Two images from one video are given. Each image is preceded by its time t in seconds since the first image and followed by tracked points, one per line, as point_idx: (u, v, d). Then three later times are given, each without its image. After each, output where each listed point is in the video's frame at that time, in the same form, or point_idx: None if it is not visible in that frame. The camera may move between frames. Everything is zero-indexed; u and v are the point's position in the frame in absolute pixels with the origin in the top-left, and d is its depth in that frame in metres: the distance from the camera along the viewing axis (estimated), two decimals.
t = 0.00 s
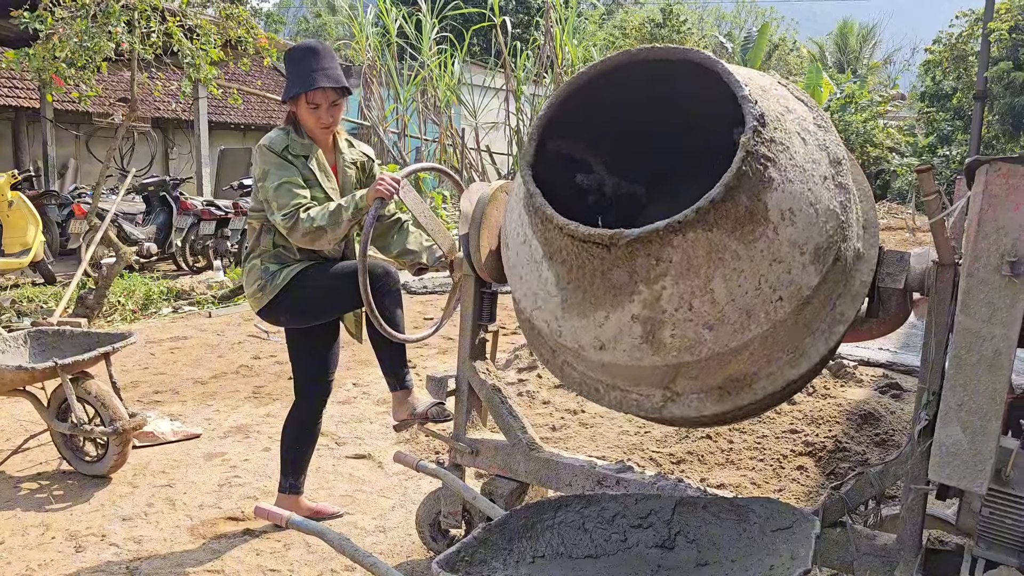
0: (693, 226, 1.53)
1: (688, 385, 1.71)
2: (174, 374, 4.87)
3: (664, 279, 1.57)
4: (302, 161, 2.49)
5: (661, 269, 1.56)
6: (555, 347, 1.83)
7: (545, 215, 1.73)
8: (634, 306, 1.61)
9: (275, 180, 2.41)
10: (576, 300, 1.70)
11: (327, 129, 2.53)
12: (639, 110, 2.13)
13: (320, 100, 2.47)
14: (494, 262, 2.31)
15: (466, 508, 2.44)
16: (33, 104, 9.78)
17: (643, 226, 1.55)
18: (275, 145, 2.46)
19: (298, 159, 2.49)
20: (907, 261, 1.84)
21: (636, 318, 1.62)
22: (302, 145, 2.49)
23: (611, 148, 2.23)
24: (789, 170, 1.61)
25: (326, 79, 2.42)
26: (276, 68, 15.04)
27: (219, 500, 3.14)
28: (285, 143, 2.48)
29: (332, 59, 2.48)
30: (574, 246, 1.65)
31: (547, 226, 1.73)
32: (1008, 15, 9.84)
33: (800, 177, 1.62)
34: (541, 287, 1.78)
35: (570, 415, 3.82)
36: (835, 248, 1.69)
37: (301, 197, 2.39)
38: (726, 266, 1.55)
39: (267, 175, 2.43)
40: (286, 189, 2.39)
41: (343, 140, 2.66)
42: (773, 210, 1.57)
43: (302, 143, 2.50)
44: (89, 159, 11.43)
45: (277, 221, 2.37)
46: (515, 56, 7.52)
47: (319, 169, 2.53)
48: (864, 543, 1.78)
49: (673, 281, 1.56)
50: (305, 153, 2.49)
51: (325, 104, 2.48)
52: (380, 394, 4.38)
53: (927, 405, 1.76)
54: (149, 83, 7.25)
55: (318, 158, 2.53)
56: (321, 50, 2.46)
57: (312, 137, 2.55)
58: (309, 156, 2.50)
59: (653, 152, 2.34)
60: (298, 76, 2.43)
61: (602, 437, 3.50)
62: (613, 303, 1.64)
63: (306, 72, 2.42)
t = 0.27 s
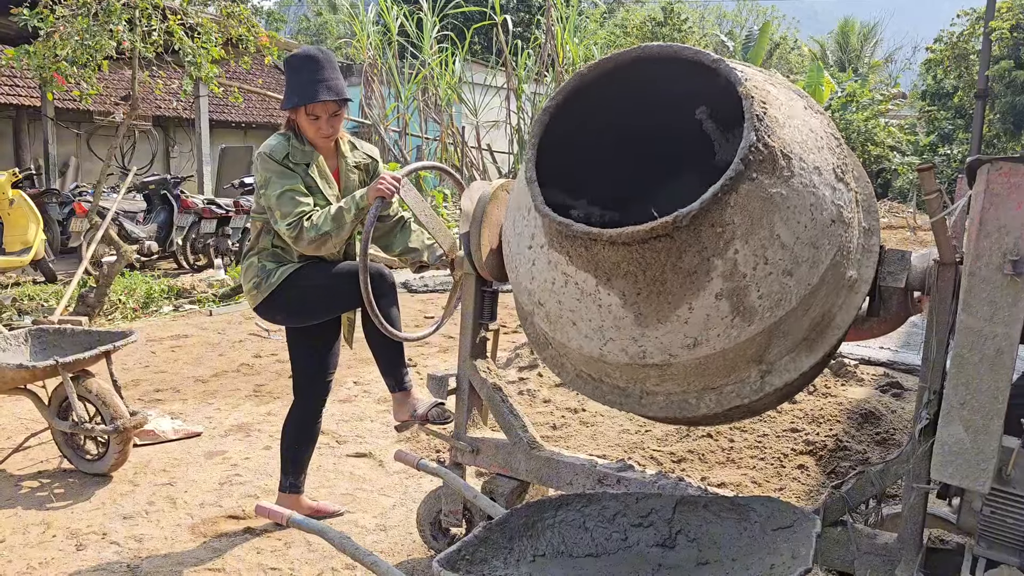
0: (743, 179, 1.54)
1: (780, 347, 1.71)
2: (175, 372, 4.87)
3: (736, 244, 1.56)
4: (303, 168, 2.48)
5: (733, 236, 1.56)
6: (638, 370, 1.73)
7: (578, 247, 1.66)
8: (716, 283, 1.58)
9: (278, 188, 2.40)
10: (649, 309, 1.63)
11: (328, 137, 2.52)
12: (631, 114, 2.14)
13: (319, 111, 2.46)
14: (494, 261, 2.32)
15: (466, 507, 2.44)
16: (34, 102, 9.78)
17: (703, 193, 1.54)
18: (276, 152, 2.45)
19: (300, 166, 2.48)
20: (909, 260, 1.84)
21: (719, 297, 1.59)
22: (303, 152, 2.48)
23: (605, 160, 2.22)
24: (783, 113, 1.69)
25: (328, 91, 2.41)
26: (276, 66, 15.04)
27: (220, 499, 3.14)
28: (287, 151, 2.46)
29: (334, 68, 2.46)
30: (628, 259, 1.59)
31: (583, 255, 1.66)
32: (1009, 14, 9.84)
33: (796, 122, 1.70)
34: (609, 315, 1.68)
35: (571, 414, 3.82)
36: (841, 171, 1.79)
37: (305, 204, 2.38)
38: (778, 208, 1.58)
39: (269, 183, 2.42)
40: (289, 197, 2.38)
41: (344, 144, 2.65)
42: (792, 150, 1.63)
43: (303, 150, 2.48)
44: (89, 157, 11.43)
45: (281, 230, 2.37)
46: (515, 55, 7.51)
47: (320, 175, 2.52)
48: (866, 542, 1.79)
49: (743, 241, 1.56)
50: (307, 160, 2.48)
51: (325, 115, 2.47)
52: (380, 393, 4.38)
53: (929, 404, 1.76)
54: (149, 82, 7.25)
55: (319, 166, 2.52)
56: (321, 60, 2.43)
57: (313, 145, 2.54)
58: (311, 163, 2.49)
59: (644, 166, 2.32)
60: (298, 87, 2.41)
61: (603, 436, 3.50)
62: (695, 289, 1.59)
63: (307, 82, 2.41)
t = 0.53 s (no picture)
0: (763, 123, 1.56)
1: (842, 276, 1.75)
2: (176, 370, 4.87)
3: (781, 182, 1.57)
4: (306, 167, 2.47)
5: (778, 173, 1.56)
6: (735, 353, 1.64)
7: (634, 254, 1.56)
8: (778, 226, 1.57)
9: (281, 187, 2.39)
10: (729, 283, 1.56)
11: (335, 137, 2.52)
12: (624, 113, 2.13)
13: (333, 113, 2.46)
14: (495, 259, 2.32)
15: (467, 505, 2.44)
16: (34, 99, 9.77)
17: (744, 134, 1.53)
18: (280, 149, 2.43)
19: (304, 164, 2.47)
20: (910, 258, 1.84)
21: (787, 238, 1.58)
22: (308, 151, 2.47)
23: (601, 176, 2.19)
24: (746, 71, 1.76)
25: (343, 93, 2.42)
26: (277, 64, 15.03)
27: (221, 496, 3.14)
28: (291, 148, 2.45)
29: (346, 69, 2.46)
30: (700, 236, 1.52)
31: (648, 257, 1.55)
32: (1009, 12, 9.83)
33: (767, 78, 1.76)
34: (697, 306, 1.58)
35: (571, 412, 3.82)
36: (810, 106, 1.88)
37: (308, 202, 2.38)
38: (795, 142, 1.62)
39: (271, 181, 2.41)
40: (292, 194, 2.38)
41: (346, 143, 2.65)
42: (776, 94, 1.69)
43: (308, 149, 2.48)
44: (90, 155, 11.43)
45: (283, 228, 2.36)
46: (516, 52, 7.50)
47: (324, 173, 2.52)
48: (867, 540, 1.79)
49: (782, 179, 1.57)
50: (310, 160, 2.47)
51: (337, 116, 2.47)
52: (381, 391, 4.38)
53: (930, 402, 1.76)
54: (149, 79, 7.25)
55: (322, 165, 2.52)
56: (337, 61, 2.43)
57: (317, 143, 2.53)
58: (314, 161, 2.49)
59: (635, 182, 2.31)
60: (314, 87, 2.40)
61: (603, 434, 3.50)
62: (770, 235, 1.56)
63: (320, 82, 2.40)
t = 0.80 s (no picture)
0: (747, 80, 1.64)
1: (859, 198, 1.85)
2: (175, 368, 4.87)
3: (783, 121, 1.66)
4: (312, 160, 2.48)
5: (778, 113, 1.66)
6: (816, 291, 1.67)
7: (698, 231, 1.55)
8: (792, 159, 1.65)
9: (282, 178, 2.39)
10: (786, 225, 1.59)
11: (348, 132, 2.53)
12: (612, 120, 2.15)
13: (355, 109, 2.47)
14: (494, 257, 2.31)
15: (466, 503, 2.44)
16: (33, 97, 9.76)
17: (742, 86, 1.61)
18: (286, 141, 2.44)
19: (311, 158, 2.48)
20: (909, 257, 1.83)
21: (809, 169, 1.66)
22: (317, 146, 2.48)
23: (600, 185, 2.20)
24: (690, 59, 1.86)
25: (369, 91, 2.42)
26: (276, 62, 15.01)
27: (219, 495, 3.13)
28: (297, 141, 2.45)
29: (368, 66, 2.47)
30: (753, 192, 1.54)
31: (715, 228, 1.55)
32: (1009, 11, 9.82)
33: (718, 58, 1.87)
34: (772, 256, 1.59)
35: (571, 410, 3.82)
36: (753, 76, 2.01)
37: (308, 195, 2.38)
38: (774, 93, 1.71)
39: (274, 172, 2.41)
40: (294, 187, 2.38)
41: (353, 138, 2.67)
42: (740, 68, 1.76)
43: (315, 142, 2.48)
44: (89, 153, 11.42)
45: (280, 219, 2.36)
46: (515, 51, 7.49)
47: (329, 168, 2.52)
48: (866, 539, 1.78)
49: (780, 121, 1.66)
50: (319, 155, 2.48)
51: (357, 113, 2.48)
52: (380, 389, 4.37)
53: (929, 401, 1.76)
54: (148, 77, 7.24)
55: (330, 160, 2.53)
56: (361, 58, 2.43)
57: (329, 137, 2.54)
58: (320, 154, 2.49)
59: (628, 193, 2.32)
60: (341, 83, 2.39)
61: (602, 433, 3.50)
62: (802, 169, 1.63)
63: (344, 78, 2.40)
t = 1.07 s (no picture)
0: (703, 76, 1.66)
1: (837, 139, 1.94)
2: (174, 367, 4.87)
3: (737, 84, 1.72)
4: (310, 163, 2.47)
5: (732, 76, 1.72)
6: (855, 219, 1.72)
7: (743, 209, 1.54)
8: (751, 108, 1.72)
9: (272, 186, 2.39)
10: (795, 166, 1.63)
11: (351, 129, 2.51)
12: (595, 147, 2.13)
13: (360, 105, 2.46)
14: (492, 258, 2.32)
15: (465, 503, 2.44)
16: (32, 96, 9.75)
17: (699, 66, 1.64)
18: (283, 147, 2.43)
19: (309, 162, 2.47)
20: (909, 257, 1.82)
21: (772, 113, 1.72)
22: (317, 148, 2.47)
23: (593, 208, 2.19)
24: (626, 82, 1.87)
25: (371, 87, 2.40)
26: (275, 61, 15.00)
27: (218, 494, 3.13)
28: (293, 147, 2.44)
29: (370, 63, 2.45)
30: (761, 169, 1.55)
31: (752, 200, 1.54)
32: (1009, 10, 9.82)
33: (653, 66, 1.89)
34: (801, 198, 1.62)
35: (569, 409, 3.82)
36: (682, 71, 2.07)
37: (294, 206, 2.38)
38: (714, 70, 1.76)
39: (265, 178, 2.41)
40: (280, 197, 2.38)
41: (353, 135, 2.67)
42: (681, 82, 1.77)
43: (315, 146, 2.46)
44: (88, 151, 11.41)
45: (265, 228, 2.37)
46: (515, 50, 7.49)
47: (327, 172, 2.51)
48: (865, 539, 1.78)
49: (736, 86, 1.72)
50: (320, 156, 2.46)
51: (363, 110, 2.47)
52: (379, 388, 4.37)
53: (929, 400, 1.76)
54: (148, 75, 7.23)
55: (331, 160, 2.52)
56: (363, 55, 2.42)
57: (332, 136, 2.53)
58: (319, 158, 2.48)
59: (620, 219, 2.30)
60: (345, 80, 2.38)
61: (601, 432, 3.50)
62: (783, 115, 1.69)
63: (346, 72, 2.39)
